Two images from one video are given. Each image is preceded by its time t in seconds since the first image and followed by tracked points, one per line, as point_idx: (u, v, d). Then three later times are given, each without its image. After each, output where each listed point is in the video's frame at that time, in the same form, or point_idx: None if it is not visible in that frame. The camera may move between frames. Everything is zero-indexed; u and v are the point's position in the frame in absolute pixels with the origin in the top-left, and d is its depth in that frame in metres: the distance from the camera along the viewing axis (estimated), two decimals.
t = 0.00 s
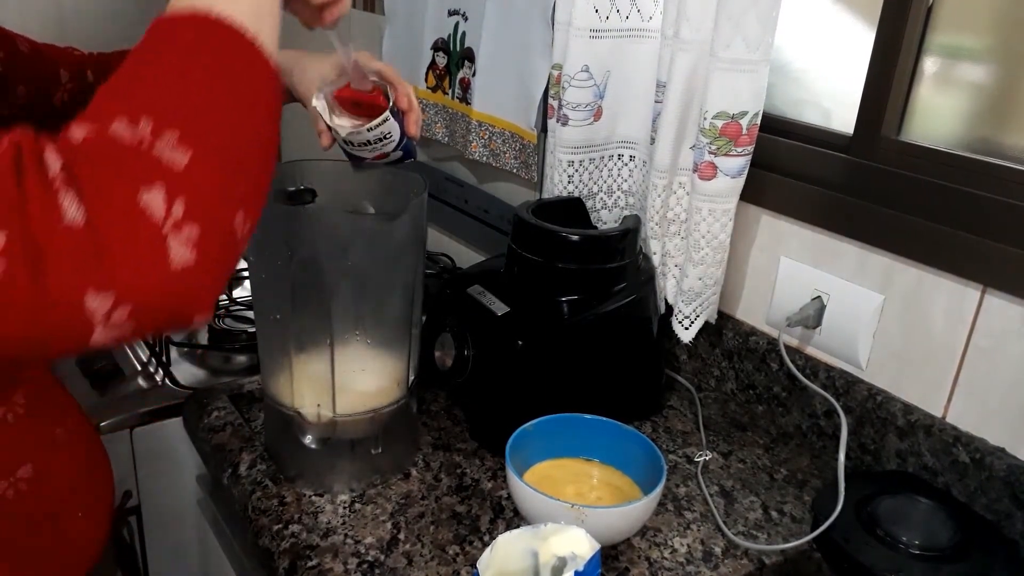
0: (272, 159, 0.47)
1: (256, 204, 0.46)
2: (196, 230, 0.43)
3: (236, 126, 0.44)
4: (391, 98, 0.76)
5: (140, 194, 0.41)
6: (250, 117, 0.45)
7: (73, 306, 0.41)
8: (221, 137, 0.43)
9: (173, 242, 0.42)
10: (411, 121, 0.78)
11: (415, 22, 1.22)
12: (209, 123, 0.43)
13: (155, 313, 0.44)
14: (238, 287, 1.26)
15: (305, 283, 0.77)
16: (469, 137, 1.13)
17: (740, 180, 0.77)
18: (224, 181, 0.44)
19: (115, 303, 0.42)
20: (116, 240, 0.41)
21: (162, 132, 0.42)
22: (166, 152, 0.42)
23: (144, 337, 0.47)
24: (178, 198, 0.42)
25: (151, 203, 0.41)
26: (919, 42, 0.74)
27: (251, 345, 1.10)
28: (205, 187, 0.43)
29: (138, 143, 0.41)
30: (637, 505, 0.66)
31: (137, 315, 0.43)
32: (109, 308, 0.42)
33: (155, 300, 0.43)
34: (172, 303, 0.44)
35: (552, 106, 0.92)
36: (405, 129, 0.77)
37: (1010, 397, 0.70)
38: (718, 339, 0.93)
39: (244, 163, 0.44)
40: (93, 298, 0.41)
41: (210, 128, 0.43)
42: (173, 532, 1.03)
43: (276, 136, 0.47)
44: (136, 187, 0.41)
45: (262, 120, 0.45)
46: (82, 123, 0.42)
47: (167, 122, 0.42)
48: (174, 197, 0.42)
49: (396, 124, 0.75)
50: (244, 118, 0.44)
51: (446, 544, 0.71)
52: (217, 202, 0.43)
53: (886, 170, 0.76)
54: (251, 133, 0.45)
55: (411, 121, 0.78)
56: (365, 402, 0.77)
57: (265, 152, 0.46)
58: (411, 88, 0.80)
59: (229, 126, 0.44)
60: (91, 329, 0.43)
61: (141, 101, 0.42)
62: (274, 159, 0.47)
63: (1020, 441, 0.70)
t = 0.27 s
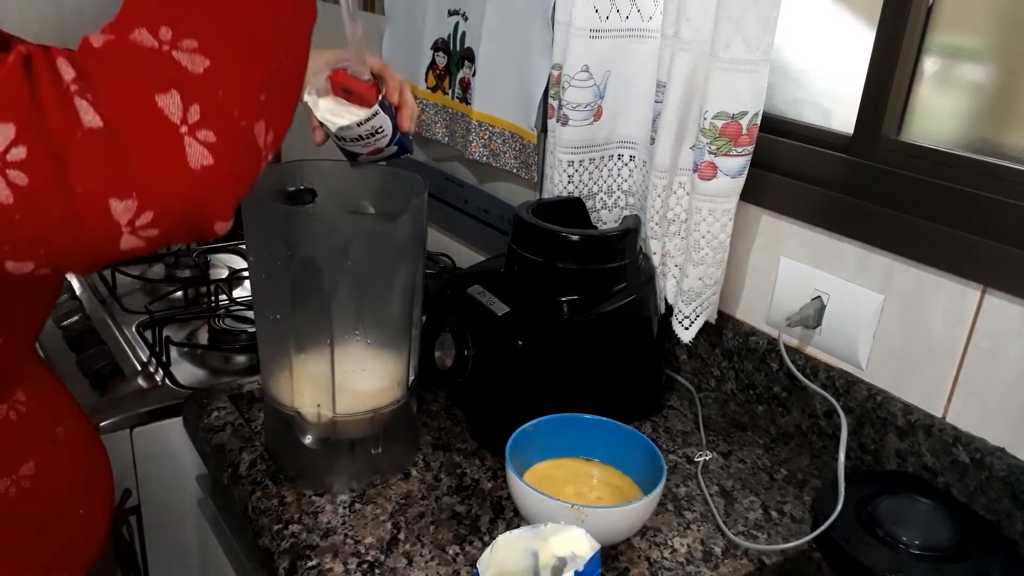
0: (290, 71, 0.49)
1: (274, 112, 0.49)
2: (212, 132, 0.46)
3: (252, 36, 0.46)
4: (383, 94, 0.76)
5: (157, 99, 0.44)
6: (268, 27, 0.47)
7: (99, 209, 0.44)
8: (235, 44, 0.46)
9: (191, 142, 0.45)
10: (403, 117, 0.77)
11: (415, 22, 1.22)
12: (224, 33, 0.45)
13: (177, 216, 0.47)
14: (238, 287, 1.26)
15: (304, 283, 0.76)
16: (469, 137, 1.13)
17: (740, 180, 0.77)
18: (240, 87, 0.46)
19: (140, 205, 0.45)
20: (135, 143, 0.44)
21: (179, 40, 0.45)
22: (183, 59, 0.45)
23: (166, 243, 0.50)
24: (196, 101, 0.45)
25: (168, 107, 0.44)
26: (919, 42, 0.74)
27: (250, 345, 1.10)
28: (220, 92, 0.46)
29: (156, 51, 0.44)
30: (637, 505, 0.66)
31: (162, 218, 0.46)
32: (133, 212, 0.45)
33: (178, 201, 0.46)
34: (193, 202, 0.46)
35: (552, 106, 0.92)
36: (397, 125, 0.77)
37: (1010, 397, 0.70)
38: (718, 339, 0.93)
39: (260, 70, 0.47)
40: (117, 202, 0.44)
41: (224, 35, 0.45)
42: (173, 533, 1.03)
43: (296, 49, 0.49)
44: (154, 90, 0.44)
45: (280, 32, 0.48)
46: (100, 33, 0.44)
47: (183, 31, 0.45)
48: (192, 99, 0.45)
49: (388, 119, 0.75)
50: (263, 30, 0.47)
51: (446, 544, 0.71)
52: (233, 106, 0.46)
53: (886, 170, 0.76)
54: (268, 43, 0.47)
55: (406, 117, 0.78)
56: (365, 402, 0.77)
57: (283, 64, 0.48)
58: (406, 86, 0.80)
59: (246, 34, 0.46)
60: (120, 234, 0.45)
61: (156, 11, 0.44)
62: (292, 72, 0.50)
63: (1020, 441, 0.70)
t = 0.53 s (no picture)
0: (277, 75, 0.50)
1: (261, 117, 0.49)
2: (197, 143, 0.46)
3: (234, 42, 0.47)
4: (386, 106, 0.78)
5: (139, 111, 0.44)
6: (249, 32, 0.48)
7: (83, 222, 0.44)
8: (218, 51, 0.46)
9: (175, 154, 0.45)
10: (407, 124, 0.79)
11: (415, 22, 1.22)
12: (205, 41, 0.46)
13: (163, 227, 0.47)
14: (238, 287, 1.26)
15: (304, 283, 0.76)
16: (469, 137, 1.14)
17: (740, 180, 0.77)
18: (224, 96, 0.46)
19: (124, 217, 0.45)
20: (118, 155, 0.44)
21: (159, 49, 0.45)
22: (164, 69, 0.45)
23: (152, 254, 0.50)
24: (178, 112, 0.45)
25: (150, 119, 0.44)
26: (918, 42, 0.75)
27: (251, 345, 1.10)
28: (203, 101, 0.46)
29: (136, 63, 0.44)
30: (637, 505, 0.66)
31: (147, 230, 0.46)
32: (117, 224, 0.45)
33: (164, 212, 0.46)
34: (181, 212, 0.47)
35: (552, 106, 0.93)
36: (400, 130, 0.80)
37: (1010, 397, 0.70)
38: (717, 339, 0.93)
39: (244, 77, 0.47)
40: (100, 216, 0.44)
41: (205, 44, 0.46)
42: (173, 534, 1.03)
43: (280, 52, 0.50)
44: (135, 102, 0.44)
45: (260, 35, 0.48)
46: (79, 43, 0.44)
47: (164, 40, 0.45)
48: (174, 111, 0.45)
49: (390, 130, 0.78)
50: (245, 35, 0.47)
51: (446, 544, 0.71)
52: (217, 115, 0.46)
53: (886, 170, 0.76)
54: (249, 49, 0.47)
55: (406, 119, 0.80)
56: (365, 402, 0.77)
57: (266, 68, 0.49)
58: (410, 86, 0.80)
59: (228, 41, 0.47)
60: (105, 246, 0.46)
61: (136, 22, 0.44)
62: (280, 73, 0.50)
63: (1020, 441, 0.70)
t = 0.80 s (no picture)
0: (254, 122, 0.48)
1: (238, 167, 0.48)
2: (167, 202, 0.44)
3: (207, 92, 0.46)
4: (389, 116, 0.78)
5: (105, 172, 0.43)
6: (223, 80, 0.46)
7: (49, 284, 0.43)
8: (189, 103, 0.45)
9: (144, 215, 0.44)
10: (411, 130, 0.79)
11: (415, 22, 1.22)
12: (175, 96, 0.45)
13: (134, 286, 0.46)
14: (238, 287, 1.26)
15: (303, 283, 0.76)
16: (469, 137, 1.13)
17: (741, 180, 0.77)
18: (195, 151, 0.45)
19: (91, 279, 0.44)
20: (83, 216, 0.43)
21: (127, 103, 0.43)
22: (133, 125, 0.44)
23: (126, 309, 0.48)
24: (146, 171, 0.43)
25: (116, 180, 0.43)
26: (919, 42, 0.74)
27: (251, 345, 1.10)
28: (173, 158, 0.44)
29: (104, 120, 0.43)
30: (637, 505, 0.66)
31: (115, 290, 0.45)
32: (84, 285, 0.44)
33: (133, 273, 0.45)
34: (152, 273, 0.45)
35: (552, 106, 0.93)
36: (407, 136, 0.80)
37: (1011, 397, 0.70)
38: (717, 339, 0.93)
39: (217, 130, 0.46)
40: (65, 279, 0.43)
41: (175, 98, 0.45)
42: (173, 533, 1.03)
43: (256, 98, 0.49)
44: (101, 163, 0.43)
45: (235, 83, 0.47)
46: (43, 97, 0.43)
47: (132, 95, 0.44)
48: (142, 169, 0.43)
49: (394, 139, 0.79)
50: (219, 85, 0.46)
51: (446, 544, 0.71)
52: (188, 172, 0.45)
53: (886, 170, 0.76)
54: (222, 98, 0.46)
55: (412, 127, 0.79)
56: (365, 402, 0.77)
57: (241, 116, 0.47)
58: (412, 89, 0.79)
59: (200, 91, 0.45)
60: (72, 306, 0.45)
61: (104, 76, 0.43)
62: (257, 119, 0.49)
63: (1020, 441, 0.70)
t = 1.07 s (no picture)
0: (213, 217, 0.44)
1: (196, 264, 0.44)
2: (119, 315, 0.41)
3: (160, 185, 0.41)
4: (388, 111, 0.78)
5: (53, 285, 0.39)
6: (177, 169, 0.42)
7: None
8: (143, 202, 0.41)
9: (94, 330, 0.41)
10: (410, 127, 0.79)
11: (415, 22, 1.22)
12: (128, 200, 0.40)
13: (83, 396, 0.43)
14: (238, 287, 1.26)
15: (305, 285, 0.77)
16: (469, 138, 1.14)
17: (740, 180, 0.77)
18: (150, 259, 0.41)
19: (36, 393, 0.41)
20: (28, 329, 0.39)
21: (71, 208, 0.39)
22: (79, 233, 0.39)
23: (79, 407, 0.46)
24: (97, 284, 0.40)
25: (65, 294, 0.40)
26: (918, 43, 0.75)
27: (251, 345, 1.10)
28: (125, 269, 0.40)
29: (47, 227, 0.39)
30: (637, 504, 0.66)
31: (65, 400, 0.42)
32: (27, 399, 0.41)
33: (82, 386, 0.42)
34: (106, 382, 0.42)
35: (552, 107, 0.93)
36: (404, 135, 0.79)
37: (1010, 397, 0.70)
38: (717, 339, 0.94)
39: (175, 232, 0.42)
40: (9, 392, 0.40)
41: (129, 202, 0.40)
42: (173, 533, 1.03)
43: (212, 185, 0.44)
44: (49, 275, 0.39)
45: (192, 170, 0.43)
46: None
47: (78, 199, 0.39)
48: (93, 283, 0.40)
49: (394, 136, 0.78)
50: (174, 178, 0.42)
51: (446, 543, 0.71)
52: (143, 280, 0.41)
53: (886, 170, 0.76)
54: (181, 196, 0.42)
55: (410, 125, 0.79)
56: (365, 401, 0.77)
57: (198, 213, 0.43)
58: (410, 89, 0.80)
59: (153, 186, 0.41)
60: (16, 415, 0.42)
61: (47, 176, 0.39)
62: (212, 207, 0.44)
63: (1019, 441, 0.71)
